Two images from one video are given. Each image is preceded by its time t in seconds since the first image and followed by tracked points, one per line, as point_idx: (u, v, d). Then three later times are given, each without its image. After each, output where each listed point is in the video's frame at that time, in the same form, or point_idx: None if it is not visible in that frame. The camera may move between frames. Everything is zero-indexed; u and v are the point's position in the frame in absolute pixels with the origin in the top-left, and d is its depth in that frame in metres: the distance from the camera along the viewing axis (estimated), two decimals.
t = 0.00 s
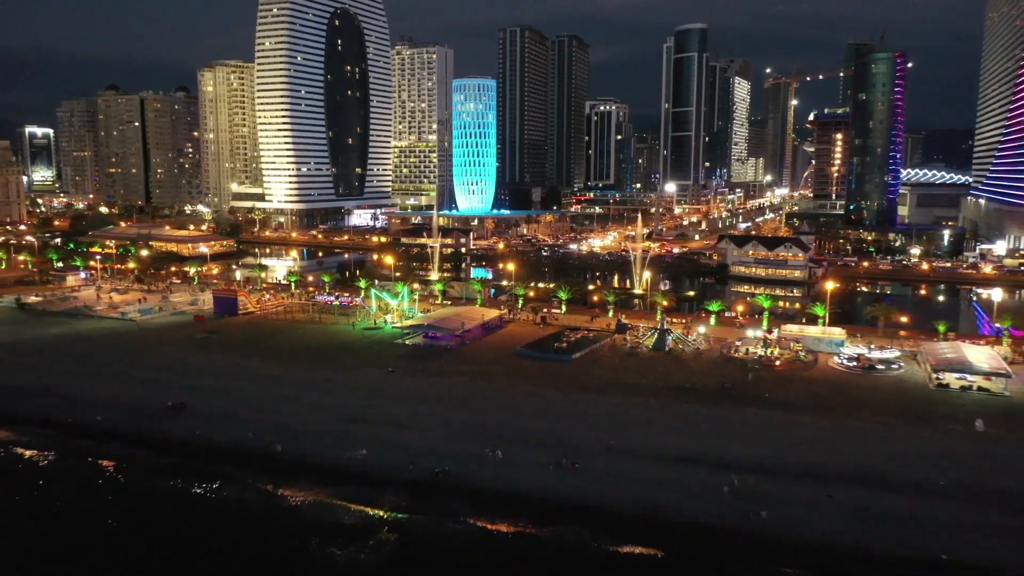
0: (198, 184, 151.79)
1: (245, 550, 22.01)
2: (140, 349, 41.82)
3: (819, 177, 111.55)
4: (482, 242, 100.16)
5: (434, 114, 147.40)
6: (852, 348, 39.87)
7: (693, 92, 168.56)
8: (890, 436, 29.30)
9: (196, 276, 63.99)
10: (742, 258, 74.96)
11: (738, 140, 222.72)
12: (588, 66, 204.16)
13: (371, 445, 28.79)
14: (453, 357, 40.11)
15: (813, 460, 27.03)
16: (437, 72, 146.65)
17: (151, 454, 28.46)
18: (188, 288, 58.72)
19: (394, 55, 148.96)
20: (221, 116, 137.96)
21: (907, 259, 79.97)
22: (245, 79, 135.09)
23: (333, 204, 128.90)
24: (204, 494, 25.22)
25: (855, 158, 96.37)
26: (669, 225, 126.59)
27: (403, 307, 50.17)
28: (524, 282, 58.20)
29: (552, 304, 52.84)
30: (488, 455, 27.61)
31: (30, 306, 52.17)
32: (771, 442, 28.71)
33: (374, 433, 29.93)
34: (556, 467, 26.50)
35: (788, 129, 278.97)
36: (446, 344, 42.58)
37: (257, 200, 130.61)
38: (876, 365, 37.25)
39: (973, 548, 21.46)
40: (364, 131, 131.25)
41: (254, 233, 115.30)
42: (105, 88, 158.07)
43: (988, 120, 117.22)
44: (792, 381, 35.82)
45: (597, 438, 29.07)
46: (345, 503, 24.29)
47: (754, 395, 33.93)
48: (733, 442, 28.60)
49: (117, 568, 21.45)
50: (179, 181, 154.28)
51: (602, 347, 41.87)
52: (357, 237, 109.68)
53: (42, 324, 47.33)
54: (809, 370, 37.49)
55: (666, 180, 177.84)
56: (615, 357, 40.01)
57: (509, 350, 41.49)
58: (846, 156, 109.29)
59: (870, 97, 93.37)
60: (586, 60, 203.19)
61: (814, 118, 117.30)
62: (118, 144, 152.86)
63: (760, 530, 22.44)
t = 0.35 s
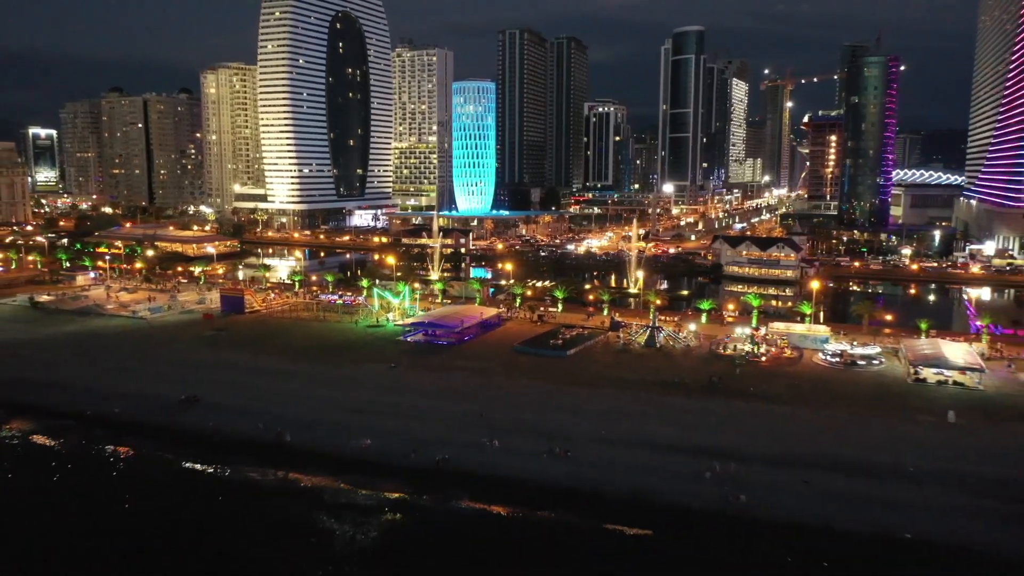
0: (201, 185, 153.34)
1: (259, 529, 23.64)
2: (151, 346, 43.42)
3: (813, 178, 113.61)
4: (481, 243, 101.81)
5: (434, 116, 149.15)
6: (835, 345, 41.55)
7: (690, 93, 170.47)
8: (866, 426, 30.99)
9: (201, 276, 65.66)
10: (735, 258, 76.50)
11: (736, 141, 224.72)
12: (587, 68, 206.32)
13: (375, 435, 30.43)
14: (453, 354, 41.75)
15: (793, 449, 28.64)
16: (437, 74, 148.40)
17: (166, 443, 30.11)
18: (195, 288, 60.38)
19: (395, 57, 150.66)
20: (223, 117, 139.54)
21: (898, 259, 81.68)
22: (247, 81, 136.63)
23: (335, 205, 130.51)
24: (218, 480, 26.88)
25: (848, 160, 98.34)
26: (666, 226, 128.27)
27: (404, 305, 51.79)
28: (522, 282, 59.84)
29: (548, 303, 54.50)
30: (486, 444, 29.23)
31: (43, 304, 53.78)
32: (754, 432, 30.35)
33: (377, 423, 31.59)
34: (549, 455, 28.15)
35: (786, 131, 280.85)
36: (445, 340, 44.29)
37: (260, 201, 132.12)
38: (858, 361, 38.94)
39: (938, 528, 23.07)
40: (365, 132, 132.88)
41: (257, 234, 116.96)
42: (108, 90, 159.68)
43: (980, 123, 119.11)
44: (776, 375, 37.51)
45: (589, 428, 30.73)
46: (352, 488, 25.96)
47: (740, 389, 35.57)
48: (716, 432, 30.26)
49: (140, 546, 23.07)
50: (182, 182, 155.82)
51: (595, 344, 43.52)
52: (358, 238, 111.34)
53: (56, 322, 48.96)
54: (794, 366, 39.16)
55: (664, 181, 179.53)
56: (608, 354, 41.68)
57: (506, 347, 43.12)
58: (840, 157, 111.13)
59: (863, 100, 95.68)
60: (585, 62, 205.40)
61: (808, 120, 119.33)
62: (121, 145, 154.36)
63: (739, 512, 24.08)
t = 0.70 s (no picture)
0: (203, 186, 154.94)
1: (270, 511, 25.28)
2: (162, 343, 45.12)
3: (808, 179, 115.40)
4: (479, 243, 103.17)
5: (434, 117, 150.83)
6: (821, 342, 43.18)
7: (688, 95, 172.29)
8: (845, 418, 32.63)
9: (207, 275, 67.35)
10: (728, 258, 78.03)
11: (734, 142, 226.56)
12: (586, 70, 208.31)
13: (378, 426, 32.05)
14: (452, 350, 43.41)
15: (774, 439, 30.29)
16: (437, 76, 150.10)
17: (180, 434, 31.74)
18: (202, 287, 62.12)
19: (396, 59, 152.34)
20: (226, 119, 141.11)
21: (889, 259, 83.32)
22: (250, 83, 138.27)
23: (336, 206, 132.19)
24: (230, 467, 28.55)
25: (841, 162, 100.28)
26: (663, 227, 129.96)
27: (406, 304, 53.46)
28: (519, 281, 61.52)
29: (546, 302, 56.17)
30: (484, 435, 30.86)
31: (55, 303, 55.46)
32: (738, 423, 32.00)
33: (380, 415, 33.24)
34: (543, 445, 29.79)
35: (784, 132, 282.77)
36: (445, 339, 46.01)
37: (262, 202, 133.59)
38: (841, 357, 40.58)
39: (905, 511, 24.70)
40: (366, 134, 134.49)
41: (259, 234, 118.60)
42: (112, 92, 161.40)
43: (973, 125, 120.84)
44: (762, 371, 39.11)
45: (581, 420, 32.38)
46: (356, 475, 27.60)
47: (727, 383, 37.24)
48: (703, 424, 31.90)
49: (159, 526, 24.68)
50: (184, 183, 157.53)
51: (590, 341, 45.16)
52: (359, 238, 113.04)
53: (68, 321, 50.58)
54: (780, 362, 40.82)
55: (662, 182, 181.23)
56: (602, 350, 43.35)
57: (503, 345, 44.75)
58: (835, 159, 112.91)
59: (855, 103, 97.86)
60: (584, 64, 207.38)
61: (803, 122, 121.33)
62: (125, 146, 155.99)
63: (719, 497, 25.73)
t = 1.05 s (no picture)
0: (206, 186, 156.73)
1: (282, 495, 27.04)
2: (173, 340, 46.94)
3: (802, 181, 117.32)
4: (478, 244, 104.78)
5: (434, 119, 152.72)
6: (805, 339, 45.03)
7: (685, 97, 174.19)
8: (824, 410, 34.44)
9: (214, 275, 69.20)
10: (722, 258, 79.87)
11: (731, 143, 228.64)
12: (585, 72, 210.25)
13: (382, 418, 33.85)
14: (452, 347, 45.23)
15: (756, 429, 32.09)
16: (437, 78, 151.92)
17: (194, 426, 33.52)
18: (209, 286, 63.99)
19: (396, 62, 154.20)
20: (228, 121, 142.83)
21: (879, 260, 85.14)
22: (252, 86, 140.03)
23: (338, 207, 134.13)
24: (243, 455, 30.38)
25: (834, 164, 102.32)
26: (660, 227, 131.85)
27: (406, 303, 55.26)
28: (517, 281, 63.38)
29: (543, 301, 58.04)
30: (482, 426, 32.66)
31: (67, 302, 57.34)
32: (722, 415, 33.81)
33: (383, 408, 35.06)
34: (538, 435, 31.58)
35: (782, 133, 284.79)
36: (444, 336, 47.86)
37: (265, 203, 135.34)
38: (824, 353, 42.40)
39: (875, 495, 26.49)
40: (367, 136, 136.28)
41: (262, 234, 120.54)
42: (116, 94, 163.30)
43: (965, 127, 122.90)
44: (748, 367, 40.94)
45: (574, 412, 34.19)
46: (362, 461, 29.41)
47: (714, 378, 39.08)
48: (689, 415, 33.73)
49: (178, 510, 26.45)
50: (187, 184, 159.44)
51: (584, 338, 46.97)
52: (360, 239, 114.91)
53: (82, 319, 52.46)
54: (765, 358, 42.64)
55: (660, 183, 183.20)
56: (596, 347, 45.18)
57: (501, 342, 46.57)
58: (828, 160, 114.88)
59: (847, 106, 99.84)
60: (583, 66, 209.28)
61: (797, 124, 123.41)
62: (129, 147, 157.86)
63: (701, 482, 27.55)
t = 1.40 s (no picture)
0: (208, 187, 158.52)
1: (291, 481, 28.71)
2: (183, 337, 48.61)
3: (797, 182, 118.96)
4: (477, 245, 106.01)
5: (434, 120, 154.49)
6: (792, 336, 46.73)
7: (683, 98, 175.55)
8: (807, 404, 36.11)
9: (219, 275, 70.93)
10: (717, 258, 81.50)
11: (729, 144, 230.40)
12: (584, 73, 211.86)
13: (386, 411, 35.51)
14: (452, 344, 46.91)
15: (741, 421, 33.78)
16: (437, 80, 153.50)
17: (205, 418, 35.18)
18: (215, 285, 65.71)
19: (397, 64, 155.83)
20: (231, 122, 144.43)
21: (871, 260, 86.78)
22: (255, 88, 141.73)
23: (339, 207, 135.99)
24: (254, 443, 32.12)
25: (828, 166, 103.96)
26: (656, 228, 133.43)
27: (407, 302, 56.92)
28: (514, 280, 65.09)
29: (541, 300, 59.73)
30: (480, 418, 34.31)
31: (78, 301, 59.05)
32: (709, 408, 35.50)
33: (386, 401, 36.72)
34: (533, 426, 33.23)
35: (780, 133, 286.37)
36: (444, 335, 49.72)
37: (268, 204, 137.10)
38: (809, 350, 44.11)
39: (850, 482, 28.16)
40: (368, 137, 137.98)
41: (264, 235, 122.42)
42: (119, 95, 165.05)
43: (958, 129, 124.61)
44: (736, 362, 42.66)
45: (568, 405, 35.88)
46: (366, 450, 31.13)
47: (703, 373, 40.78)
48: (677, 408, 35.40)
49: (193, 494, 28.09)
50: (189, 185, 161.13)
51: (579, 336, 48.66)
52: (361, 239, 116.64)
53: (93, 317, 54.15)
54: (753, 354, 44.33)
55: (658, 183, 184.99)
56: (591, 344, 46.86)
57: (499, 339, 48.22)
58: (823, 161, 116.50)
59: (840, 109, 101.33)
60: (582, 67, 210.90)
61: (792, 125, 125.07)
62: (132, 148, 159.49)
63: (687, 469, 29.21)
